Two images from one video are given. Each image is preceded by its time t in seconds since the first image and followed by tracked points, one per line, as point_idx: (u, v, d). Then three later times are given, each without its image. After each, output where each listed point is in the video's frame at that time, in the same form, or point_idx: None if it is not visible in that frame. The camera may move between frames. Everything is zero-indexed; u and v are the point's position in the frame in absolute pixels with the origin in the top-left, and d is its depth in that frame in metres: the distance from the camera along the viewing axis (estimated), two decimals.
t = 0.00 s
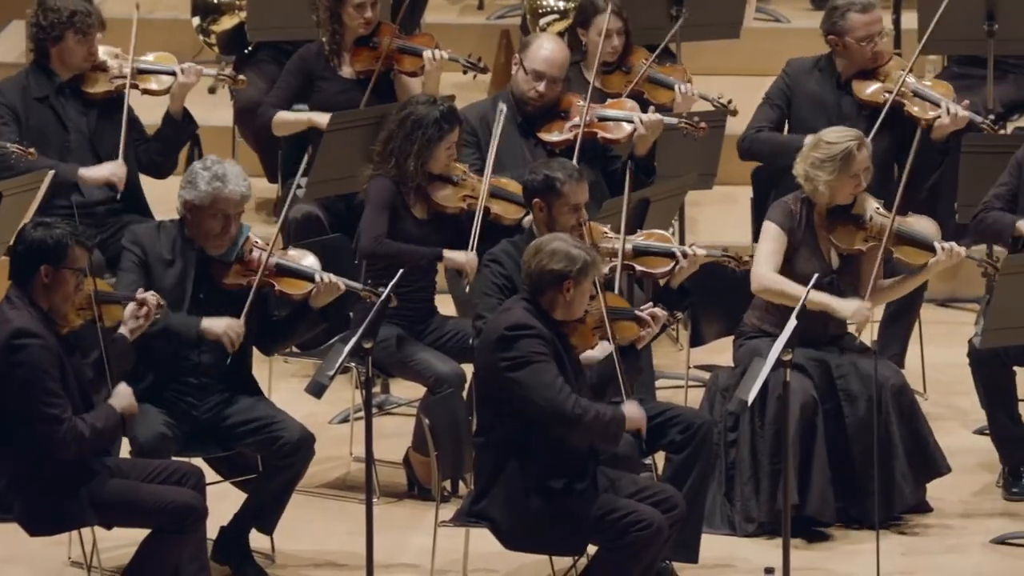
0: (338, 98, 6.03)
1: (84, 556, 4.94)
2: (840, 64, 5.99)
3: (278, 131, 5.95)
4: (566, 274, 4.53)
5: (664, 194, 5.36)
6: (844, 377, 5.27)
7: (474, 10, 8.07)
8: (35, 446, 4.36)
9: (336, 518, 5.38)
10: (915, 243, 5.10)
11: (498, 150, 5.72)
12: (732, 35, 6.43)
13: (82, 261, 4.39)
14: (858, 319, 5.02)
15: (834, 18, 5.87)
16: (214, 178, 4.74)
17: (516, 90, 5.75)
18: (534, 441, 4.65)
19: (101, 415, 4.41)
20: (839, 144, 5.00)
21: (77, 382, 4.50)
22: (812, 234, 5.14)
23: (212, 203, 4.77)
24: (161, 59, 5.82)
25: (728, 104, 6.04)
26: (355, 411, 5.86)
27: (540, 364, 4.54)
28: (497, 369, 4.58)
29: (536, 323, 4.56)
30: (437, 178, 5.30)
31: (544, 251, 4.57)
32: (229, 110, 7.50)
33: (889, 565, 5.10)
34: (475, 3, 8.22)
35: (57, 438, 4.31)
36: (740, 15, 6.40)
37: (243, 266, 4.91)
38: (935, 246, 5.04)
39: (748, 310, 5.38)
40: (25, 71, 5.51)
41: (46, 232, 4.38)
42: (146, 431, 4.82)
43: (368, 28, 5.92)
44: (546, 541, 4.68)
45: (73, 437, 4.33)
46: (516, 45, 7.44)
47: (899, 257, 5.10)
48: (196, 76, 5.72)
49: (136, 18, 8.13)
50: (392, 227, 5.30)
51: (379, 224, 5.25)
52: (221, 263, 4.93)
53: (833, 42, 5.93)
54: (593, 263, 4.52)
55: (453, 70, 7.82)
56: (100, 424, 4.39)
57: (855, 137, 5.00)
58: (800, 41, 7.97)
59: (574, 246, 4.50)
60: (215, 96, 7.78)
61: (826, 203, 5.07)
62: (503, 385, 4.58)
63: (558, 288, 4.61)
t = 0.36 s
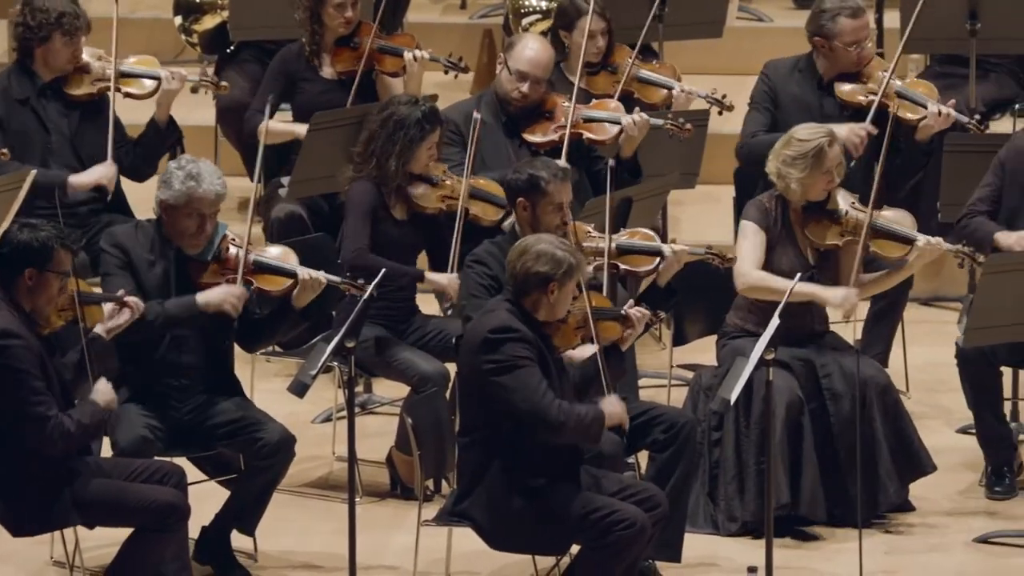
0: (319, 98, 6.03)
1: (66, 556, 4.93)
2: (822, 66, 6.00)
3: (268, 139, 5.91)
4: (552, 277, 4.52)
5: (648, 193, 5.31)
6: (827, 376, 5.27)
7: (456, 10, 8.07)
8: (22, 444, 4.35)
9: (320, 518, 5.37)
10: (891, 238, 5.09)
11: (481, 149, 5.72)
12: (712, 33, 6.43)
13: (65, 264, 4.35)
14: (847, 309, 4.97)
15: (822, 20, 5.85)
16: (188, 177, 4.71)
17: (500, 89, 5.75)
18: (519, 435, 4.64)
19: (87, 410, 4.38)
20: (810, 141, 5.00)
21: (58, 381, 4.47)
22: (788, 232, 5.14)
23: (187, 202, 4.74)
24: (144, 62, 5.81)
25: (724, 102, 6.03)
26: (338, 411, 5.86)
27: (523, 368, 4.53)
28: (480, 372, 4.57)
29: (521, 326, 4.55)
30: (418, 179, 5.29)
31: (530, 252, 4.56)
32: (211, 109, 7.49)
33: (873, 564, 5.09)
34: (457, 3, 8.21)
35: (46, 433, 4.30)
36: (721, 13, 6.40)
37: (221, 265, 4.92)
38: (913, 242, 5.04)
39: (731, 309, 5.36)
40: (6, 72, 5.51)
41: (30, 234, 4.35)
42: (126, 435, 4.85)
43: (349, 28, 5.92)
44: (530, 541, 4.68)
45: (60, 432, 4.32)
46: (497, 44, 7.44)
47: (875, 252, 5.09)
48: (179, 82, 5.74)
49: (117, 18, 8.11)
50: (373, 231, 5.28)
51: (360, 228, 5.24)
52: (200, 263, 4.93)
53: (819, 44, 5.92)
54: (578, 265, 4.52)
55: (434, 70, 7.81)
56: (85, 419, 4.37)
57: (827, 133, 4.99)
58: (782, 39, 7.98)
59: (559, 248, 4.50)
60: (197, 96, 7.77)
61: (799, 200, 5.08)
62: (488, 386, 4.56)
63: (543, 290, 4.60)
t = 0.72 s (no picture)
0: (304, 98, 6.02)
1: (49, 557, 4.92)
2: (810, 65, 6.00)
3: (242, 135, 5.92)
4: (537, 276, 4.51)
5: (633, 192, 5.32)
6: (813, 375, 5.27)
7: (442, 9, 8.05)
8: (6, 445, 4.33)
9: (304, 518, 5.37)
10: (867, 230, 5.11)
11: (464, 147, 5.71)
12: (697, 32, 6.42)
13: (52, 270, 4.34)
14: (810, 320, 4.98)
15: (811, 20, 5.84)
16: (176, 184, 4.70)
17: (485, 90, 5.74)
18: (503, 434, 4.63)
19: (78, 398, 4.39)
20: (786, 137, 4.99)
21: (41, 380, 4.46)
22: (768, 227, 5.10)
23: (173, 208, 4.74)
24: (132, 60, 5.77)
25: (701, 100, 6.05)
26: (323, 411, 5.85)
27: (508, 364, 4.51)
28: (466, 369, 4.55)
29: (505, 324, 4.54)
30: (399, 177, 5.27)
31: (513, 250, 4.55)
32: (196, 109, 7.47)
33: (858, 564, 5.08)
34: (442, 2, 8.20)
35: (34, 423, 4.31)
36: (708, 13, 6.40)
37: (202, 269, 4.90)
38: (893, 236, 5.07)
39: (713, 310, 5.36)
40: None
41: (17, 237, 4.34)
42: (110, 435, 4.85)
43: (336, 26, 5.91)
44: (516, 540, 4.67)
45: (51, 422, 4.32)
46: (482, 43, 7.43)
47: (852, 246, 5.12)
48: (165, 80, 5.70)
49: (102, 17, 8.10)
50: (356, 229, 5.26)
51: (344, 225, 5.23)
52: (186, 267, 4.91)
53: (807, 43, 5.92)
54: (563, 264, 4.50)
55: (418, 69, 7.79)
56: (77, 408, 4.37)
57: (802, 129, 4.99)
58: (769, 38, 7.93)
59: (543, 247, 4.49)
60: (182, 95, 7.75)
61: (777, 197, 5.06)
62: (474, 385, 4.55)
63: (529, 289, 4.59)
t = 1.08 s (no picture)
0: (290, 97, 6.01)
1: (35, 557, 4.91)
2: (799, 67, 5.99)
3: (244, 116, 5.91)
4: (526, 285, 4.50)
5: (619, 191, 5.34)
6: (800, 375, 5.27)
7: (428, 8, 8.05)
8: None
9: (291, 518, 5.36)
10: (848, 228, 5.10)
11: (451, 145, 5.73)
12: (685, 31, 6.41)
13: (43, 273, 4.32)
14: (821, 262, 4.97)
15: (793, 29, 5.84)
16: (171, 193, 4.67)
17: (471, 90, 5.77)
18: (490, 434, 4.63)
19: (70, 384, 4.39)
20: (764, 141, 4.97)
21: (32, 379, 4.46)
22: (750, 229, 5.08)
23: (168, 217, 4.71)
24: (116, 63, 5.73)
25: (684, 94, 6.03)
26: (309, 411, 5.84)
27: (502, 354, 4.51)
28: (455, 368, 4.55)
29: (492, 319, 4.53)
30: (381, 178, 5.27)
31: (506, 257, 4.54)
32: (181, 108, 7.47)
33: (844, 564, 5.08)
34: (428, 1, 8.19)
35: (37, 418, 4.31)
36: (693, 12, 6.39)
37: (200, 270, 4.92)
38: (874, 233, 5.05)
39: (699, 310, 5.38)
40: None
41: (10, 238, 4.31)
42: (99, 435, 4.81)
43: (320, 27, 5.91)
44: (504, 541, 4.67)
45: (50, 416, 4.33)
46: (469, 43, 7.42)
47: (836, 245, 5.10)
48: (150, 83, 5.68)
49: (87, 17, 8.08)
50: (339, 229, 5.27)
51: (328, 225, 5.24)
52: (179, 271, 4.91)
53: (793, 50, 5.92)
54: (553, 273, 4.50)
55: (404, 68, 7.78)
56: (71, 395, 4.38)
57: (780, 132, 4.97)
58: (755, 37, 7.93)
59: (533, 255, 4.48)
60: (168, 95, 7.74)
61: (757, 199, 5.06)
62: (464, 381, 4.55)
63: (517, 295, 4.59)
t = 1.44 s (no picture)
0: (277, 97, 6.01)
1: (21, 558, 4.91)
2: (802, 62, 5.96)
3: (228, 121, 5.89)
4: (513, 276, 4.51)
5: (606, 191, 5.34)
6: (786, 374, 5.27)
7: (415, 7, 8.05)
8: None
9: (277, 518, 5.36)
10: (834, 221, 5.12)
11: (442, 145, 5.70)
12: (671, 30, 6.40)
13: (26, 270, 4.27)
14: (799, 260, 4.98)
15: (804, 18, 5.82)
16: (137, 178, 4.68)
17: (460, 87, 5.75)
18: (477, 434, 4.63)
19: (57, 385, 4.39)
20: (744, 134, 4.99)
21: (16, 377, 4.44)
22: (735, 223, 5.09)
23: (139, 202, 4.71)
24: (104, 62, 5.79)
25: (670, 89, 6.04)
26: (295, 411, 5.84)
27: (488, 357, 4.52)
28: (442, 367, 4.55)
29: (480, 318, 4.54)
30: (364, 174, 5.31)
31: (491, 252, 4.56)
32: (168, 108, 7.46)
33: (830, 564, 5.08)
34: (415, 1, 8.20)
35: (22, 418, 4.29)
36: (679, 11, 6.39)
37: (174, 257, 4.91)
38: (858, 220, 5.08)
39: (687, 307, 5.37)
40: None
41: None
42: (88, 436, 4.81)
43: (307, 27, 5.91)
44: (491, 541, 4.67)
45: (32, 415, 4.31)
46: (456, 42, 7.42)
47: (821, 237, 5.11)
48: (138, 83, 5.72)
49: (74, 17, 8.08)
50: (324, 220, 5.26)
51: (310, 222, 5.21)
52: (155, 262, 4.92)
53: (799, 42, 5.89)
54: (539, 263, 4.52)
55: (391, 68, 7.78)
56: (58, 395, 4.38)
57: (760, 125, 4.98)
58: (742, 37, 7.93)
59: (520, 248, 4.50)
60: (154, 95, 7.74)
61: (741, 194, 5.04)
62: (453, 379, 4.55)
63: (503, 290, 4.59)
